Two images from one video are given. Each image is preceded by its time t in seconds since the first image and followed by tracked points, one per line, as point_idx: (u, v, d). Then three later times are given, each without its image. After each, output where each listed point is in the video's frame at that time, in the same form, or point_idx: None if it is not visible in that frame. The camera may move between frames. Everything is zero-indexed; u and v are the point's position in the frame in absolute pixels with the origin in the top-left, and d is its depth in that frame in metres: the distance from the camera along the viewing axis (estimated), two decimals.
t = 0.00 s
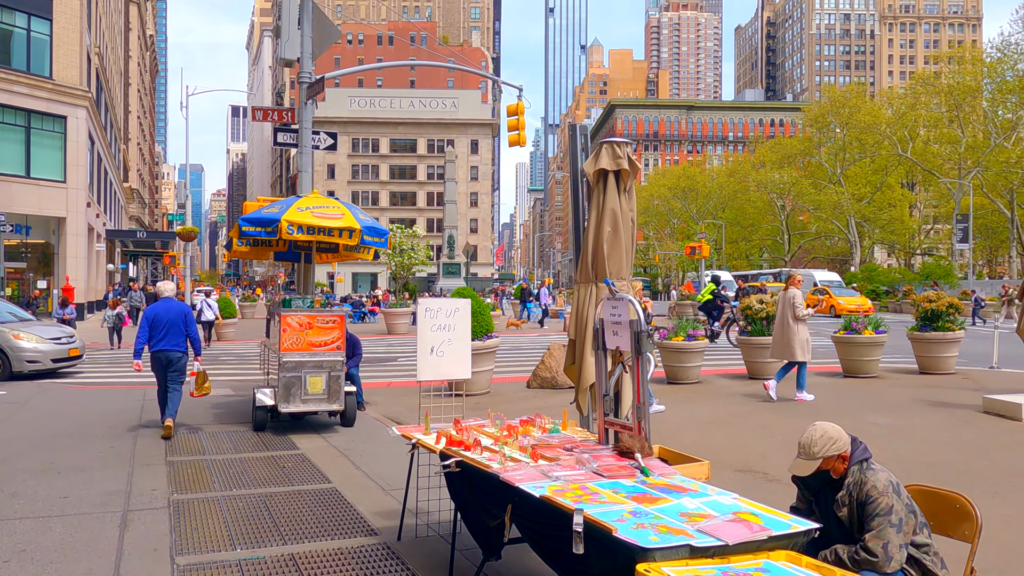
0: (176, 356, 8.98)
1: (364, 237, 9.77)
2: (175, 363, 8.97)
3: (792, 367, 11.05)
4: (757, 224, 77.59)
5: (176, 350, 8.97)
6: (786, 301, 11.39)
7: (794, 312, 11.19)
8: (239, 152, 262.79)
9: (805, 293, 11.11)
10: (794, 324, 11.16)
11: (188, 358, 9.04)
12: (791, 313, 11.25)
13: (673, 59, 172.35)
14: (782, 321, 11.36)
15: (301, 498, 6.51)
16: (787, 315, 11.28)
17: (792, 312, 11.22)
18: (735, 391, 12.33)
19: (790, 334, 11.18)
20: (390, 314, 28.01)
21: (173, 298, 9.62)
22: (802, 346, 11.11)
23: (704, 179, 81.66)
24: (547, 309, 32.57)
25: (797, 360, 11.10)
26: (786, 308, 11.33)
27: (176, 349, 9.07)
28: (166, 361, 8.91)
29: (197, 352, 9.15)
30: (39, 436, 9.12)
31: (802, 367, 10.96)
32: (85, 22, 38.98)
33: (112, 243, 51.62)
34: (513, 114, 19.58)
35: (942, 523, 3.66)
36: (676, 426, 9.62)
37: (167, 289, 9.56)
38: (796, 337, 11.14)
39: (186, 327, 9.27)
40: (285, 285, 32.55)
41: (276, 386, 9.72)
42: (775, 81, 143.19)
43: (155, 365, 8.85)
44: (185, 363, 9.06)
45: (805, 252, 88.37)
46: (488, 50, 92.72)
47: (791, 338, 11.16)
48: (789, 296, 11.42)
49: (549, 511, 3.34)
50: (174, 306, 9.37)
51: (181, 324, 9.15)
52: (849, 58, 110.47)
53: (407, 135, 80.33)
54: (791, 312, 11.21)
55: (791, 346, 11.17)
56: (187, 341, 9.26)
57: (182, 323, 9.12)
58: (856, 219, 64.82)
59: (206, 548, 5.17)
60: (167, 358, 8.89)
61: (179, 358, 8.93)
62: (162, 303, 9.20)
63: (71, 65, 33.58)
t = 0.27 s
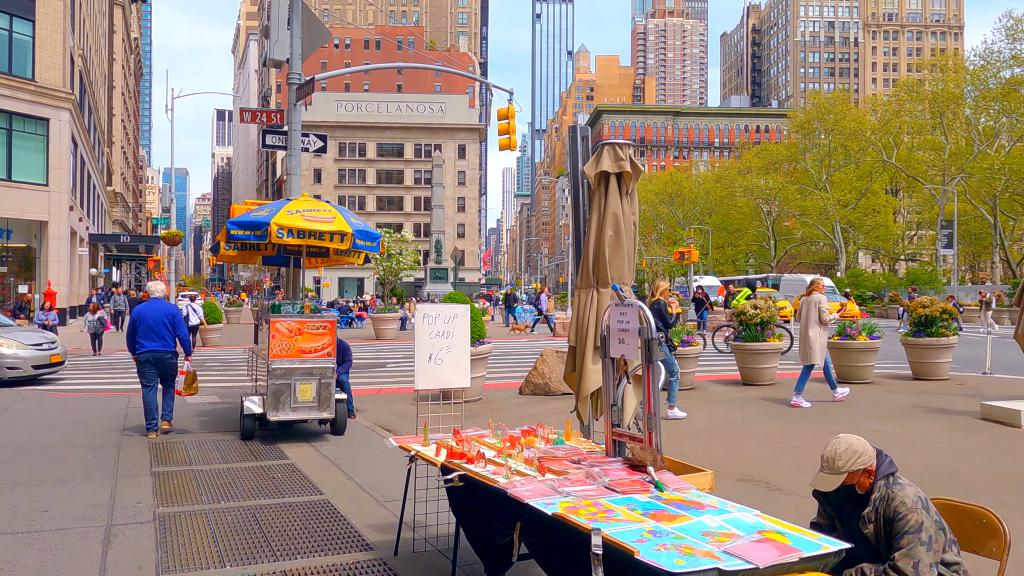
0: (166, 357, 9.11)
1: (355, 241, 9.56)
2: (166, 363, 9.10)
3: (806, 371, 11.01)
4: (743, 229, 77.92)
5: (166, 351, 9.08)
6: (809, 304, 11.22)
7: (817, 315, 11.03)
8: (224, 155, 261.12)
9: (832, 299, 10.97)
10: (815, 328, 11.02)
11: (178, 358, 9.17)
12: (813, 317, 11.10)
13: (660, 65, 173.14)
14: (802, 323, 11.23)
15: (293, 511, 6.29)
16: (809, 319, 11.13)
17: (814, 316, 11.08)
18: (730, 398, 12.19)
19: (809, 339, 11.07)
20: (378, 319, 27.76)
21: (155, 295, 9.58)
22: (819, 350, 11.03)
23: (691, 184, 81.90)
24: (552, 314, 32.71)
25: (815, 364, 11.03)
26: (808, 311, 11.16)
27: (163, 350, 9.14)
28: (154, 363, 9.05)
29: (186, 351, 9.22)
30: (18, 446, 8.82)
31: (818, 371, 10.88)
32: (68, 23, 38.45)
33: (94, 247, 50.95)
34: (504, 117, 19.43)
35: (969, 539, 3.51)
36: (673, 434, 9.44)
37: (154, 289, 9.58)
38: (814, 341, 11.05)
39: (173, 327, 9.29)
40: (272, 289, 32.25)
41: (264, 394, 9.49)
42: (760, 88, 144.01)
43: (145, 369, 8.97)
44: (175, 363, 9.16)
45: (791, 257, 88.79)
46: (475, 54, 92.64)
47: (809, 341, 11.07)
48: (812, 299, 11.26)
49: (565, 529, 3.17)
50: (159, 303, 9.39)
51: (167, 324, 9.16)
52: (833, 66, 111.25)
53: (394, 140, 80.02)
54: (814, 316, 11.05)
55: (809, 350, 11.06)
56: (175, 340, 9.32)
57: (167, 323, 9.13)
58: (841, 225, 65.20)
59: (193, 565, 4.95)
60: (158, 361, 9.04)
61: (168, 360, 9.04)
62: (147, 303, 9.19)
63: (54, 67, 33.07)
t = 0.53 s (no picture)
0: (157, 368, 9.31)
1: (348, 247, 9.35)
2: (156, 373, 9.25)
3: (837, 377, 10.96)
4: (730, 237, 78.13)
5: (157, 362, 9.27)
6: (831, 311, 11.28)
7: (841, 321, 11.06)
8: (210, 161, 259.46)
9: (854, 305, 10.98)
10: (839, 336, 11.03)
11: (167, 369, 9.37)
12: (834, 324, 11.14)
13: (646, 73, 173.97)
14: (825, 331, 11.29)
15: (285, 527, 6.07)
16: (832, 326, 11.14)
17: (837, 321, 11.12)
18: (727, 407, 12.03)
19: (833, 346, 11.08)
20: (367, 327, 27.49)
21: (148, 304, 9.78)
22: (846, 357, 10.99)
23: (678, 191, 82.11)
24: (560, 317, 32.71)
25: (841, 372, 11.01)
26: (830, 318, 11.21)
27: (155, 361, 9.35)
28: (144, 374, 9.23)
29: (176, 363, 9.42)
30: None
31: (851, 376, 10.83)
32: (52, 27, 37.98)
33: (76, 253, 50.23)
34: (495, 123, 19.30)
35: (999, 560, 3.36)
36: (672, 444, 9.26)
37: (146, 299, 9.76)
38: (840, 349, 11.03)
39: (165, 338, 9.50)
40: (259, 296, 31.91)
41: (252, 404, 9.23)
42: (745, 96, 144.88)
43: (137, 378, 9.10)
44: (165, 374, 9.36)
45: (777, 264, 89.18)
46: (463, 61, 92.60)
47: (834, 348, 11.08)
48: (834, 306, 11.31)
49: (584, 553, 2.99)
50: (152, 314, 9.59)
51: (158, 336, 9.37)
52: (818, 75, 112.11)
53: (381, 146, 79.77)
54: (837, 323, 11.06)
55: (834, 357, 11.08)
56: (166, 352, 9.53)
57: (159, 334, 9.34)
58: (827, 232, 65.49)
59: None
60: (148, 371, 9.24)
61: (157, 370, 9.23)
62: (140, 313, 9.42)
63: (37, 71, 32.62)
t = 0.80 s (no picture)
0: (145, 369, 9.70)
1: (339, 252, 9.14)
2: (144, 374, 9.67)
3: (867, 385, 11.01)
4: (715, 244, 78.36)
5: (146, 363, 9.68)
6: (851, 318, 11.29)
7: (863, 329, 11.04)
8: (194, 167, 257.68)
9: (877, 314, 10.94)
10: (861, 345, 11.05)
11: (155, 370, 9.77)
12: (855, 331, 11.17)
13: (632, 81, 174.88)
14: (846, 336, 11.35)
15: (274, 542, 5.85)
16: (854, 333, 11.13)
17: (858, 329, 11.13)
18: (722, 414, 11.91)
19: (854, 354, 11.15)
20: (354, 334, 27.22)
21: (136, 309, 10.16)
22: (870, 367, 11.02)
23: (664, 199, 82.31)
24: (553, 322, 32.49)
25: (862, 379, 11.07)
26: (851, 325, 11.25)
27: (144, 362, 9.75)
28: (134, 374, 9.60)
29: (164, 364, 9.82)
30: None
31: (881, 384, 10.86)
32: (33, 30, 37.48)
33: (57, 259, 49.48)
34: (485, 128, 19.18)
35: None
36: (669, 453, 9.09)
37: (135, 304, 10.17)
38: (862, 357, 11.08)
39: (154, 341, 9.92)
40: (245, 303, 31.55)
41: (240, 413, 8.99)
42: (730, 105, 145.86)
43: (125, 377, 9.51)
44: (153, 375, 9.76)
45: (763, 272, 89.61)
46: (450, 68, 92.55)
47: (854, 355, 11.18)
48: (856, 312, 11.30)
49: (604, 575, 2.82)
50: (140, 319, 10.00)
51: (148, 338, 9.78)
52: (802, 84, 113.02)
53: (368, 153, 79.50)
54: (858, 331, 11.05)
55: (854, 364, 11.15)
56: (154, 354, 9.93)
57: (149, 337, 9.77)
58: (812, 240, 65.80)
59: None
60: (137, 372, 9.61)
61: (146, 370, 9.62)
62: (129, 317, 9.81)
63: (19, 74, 32.15)
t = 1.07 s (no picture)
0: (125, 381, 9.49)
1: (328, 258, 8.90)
2: (124, 384, 9.40)
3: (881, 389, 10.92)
4: (698, 252, 78.67)
5: (125, 375, 9.46)
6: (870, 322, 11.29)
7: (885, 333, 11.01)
8: (174, 173, 255.27)
9: (899, 317, 10.94)
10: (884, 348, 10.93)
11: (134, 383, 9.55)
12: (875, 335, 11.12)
13: (614, 89, 175.69)
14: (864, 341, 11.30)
15: (261, 560, 5.64)
16: (875, 337, 11.09)
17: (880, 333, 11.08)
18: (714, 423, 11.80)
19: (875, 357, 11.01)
20: (338, 341, 26.93)
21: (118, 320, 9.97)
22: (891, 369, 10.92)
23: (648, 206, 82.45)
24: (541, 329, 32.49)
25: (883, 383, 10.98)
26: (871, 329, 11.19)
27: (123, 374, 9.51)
28: (113, 385, 9.37)
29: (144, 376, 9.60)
30: None
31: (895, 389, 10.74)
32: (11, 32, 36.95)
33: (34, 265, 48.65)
34: (472, 134, 19.02)
35: None
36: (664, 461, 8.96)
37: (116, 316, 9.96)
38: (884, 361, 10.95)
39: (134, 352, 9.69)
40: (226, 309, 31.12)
41: (223, 423, 8.72)
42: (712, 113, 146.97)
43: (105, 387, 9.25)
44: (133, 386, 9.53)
45: (745, 279, 90.08)
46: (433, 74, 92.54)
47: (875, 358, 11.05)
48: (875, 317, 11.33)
49: None
50: (121, 330, 9.80)
51: (129, 350, 9.58)
52: (783, 93, 114.05)
53: (350, 159, 79.06)
54: (880, 334, 11.02)
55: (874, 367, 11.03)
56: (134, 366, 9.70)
57: (129, 348, 9.57)
58: (794, 247, 66.23)
59: None
60: (117, 384, 9.40)
61: (127, 382, 9.39)
62: (109, 329, 9.61)
63: None
